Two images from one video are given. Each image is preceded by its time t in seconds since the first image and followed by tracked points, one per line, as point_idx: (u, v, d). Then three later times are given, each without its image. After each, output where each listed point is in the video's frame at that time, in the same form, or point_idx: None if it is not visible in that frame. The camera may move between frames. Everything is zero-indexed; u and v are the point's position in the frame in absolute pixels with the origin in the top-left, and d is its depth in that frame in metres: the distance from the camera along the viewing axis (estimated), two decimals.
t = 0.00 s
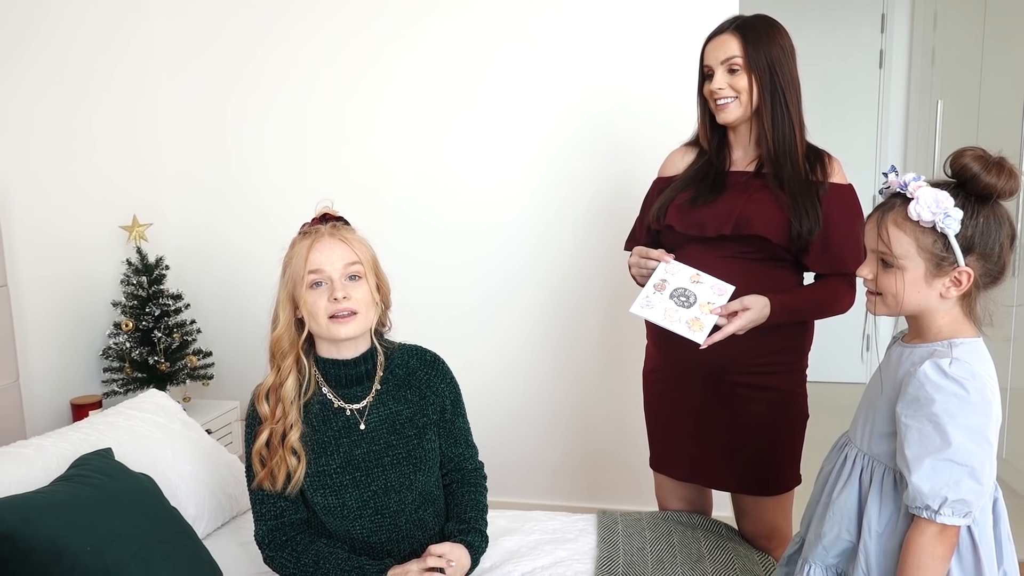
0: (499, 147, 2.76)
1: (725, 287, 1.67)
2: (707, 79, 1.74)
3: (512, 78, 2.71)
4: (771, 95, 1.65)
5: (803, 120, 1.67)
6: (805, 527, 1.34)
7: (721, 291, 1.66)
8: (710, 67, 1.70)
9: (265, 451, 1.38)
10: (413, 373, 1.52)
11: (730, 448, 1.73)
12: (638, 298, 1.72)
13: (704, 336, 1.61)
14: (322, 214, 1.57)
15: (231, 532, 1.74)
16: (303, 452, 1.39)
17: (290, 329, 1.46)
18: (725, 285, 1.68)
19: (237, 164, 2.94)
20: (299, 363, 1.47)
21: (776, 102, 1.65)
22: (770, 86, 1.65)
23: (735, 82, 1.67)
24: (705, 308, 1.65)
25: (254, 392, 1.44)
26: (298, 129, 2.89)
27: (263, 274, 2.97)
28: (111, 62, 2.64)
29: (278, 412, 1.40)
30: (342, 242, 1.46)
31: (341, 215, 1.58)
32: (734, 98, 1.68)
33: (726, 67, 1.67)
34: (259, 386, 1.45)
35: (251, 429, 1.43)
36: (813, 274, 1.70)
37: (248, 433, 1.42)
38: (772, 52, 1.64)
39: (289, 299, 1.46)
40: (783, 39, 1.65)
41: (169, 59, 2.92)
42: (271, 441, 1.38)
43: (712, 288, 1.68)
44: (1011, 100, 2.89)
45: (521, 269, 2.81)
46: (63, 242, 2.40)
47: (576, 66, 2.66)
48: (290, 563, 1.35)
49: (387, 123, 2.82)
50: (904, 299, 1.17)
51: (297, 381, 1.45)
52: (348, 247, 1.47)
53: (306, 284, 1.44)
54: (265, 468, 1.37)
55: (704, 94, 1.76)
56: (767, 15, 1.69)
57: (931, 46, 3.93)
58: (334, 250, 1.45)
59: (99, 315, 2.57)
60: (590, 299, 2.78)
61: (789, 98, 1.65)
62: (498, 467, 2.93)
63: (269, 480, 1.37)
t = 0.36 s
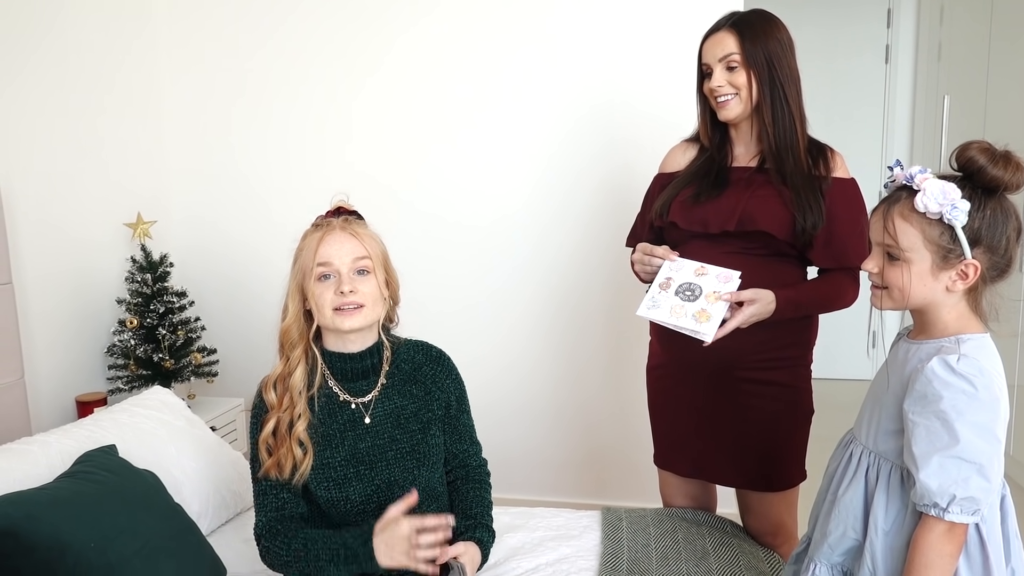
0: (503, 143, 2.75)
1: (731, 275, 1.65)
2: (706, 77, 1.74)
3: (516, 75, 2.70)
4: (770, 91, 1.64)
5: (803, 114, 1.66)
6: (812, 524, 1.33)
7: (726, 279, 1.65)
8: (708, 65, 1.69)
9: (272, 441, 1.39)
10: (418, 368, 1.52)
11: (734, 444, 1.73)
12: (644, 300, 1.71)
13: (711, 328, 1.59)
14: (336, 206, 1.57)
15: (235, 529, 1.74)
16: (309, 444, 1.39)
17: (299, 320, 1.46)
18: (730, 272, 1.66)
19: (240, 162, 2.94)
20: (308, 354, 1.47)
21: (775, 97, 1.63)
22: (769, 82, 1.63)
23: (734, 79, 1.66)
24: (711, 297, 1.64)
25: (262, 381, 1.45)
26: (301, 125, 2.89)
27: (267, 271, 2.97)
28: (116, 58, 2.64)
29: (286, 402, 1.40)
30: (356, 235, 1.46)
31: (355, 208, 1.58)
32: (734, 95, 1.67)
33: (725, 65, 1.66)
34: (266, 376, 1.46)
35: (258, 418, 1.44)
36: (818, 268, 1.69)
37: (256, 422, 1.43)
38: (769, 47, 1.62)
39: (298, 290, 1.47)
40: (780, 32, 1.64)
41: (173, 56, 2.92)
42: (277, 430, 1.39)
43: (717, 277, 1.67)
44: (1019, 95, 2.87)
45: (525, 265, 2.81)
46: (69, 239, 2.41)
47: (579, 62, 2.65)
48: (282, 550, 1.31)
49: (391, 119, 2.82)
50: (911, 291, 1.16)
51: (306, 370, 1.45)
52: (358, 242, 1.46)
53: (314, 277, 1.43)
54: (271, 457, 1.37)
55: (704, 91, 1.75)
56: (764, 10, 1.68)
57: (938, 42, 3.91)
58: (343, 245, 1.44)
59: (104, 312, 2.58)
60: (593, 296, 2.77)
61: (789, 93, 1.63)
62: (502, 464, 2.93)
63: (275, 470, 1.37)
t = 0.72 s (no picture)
0: (509, 138, 2.74)
1: (732, 274, 1.64)
2: (715, 69, 1.71)
3: (522, 70, 2.69)
4: (779, 83, 1.61)
5: (813, 107, 1.64)
6: (818, 523, 1.31)
7: (726, 279, 1.63)
8: (717, 57, 1.67)
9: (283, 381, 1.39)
10: (420, 361, 1.50)
11: (741, 442, 1.71)
12: (642, 295, 1.72)
13: (702, 325, 1.59)
14: (349, 195, 1.54)
15: (240, 525, 1.74)
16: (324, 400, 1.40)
17: (303, 312, 1.47)
18: (731, 272, 1.64)
19: (246, 157, 2.94)
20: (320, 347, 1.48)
21: (785, 89, 1.61)
22: (778, 75, 1.61)
23: (743, 72, 1.63)
24: (707, 296, 1.63)
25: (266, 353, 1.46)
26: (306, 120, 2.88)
27: (274, 267, 2.97)
28: (123, 53, 2.64)
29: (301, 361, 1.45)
30: (361, 229, 1.42)
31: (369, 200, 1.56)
32: (743, 88, 1.65)
33: (734, 57, 1.64)
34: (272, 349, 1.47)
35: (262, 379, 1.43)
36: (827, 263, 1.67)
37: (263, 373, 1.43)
38: (779, 39, 1.60)
39: (301, 283, 1.46)
40: (790, 24, 1.61)
41: (179, 51, 2.92)
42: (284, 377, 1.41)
43: (717, 276, 1.65)
44: None
45: (531, 261, 2.79)
46: (75, 235, 2.41)
47: (586, 56, 2.63)
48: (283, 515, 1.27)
49: (398, 113, 2.81)
50: (918, 285, 1.14)
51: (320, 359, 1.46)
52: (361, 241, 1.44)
53: (314, 276, 1.42)
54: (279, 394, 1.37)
55: (712, 84, 1.73)
56: (775, 2, 1.65)
57: (949, 34, 3.86)
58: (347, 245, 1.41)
59: (110, 307, 2.58)
60: (600, 291, 2.76)
61: (799, 86, 1.61)
62: (509, 461, 2.93)
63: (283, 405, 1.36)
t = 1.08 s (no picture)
0: (516, 135, 2.71)
1: (743, 279, 1.61)
2: (727, 65, 1.68)
3: (530, 67, 2.66)
4: (794, 80, 1.58)
5: (828, 105, 1.60)
6: (826, 532, 1.29)
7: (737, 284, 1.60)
8: (731, 52, 1.64)
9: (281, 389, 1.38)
10: (422, 362, 1.48)
11: (748, 446, 1.68)
12: (652, 295, 1.69)
13: (711, 331, 1.57)
14: (354, 191, 1.52)
15: (241, 523, 1.73)
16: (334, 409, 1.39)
17: (302, 310, 1.45)
18: (743, 276, 1.61)
19: (253, 153, 2.93)
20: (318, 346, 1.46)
21: (800, 86, 1.58)
22: (793, 71, 1.58)
23: (757, 67, 1.60)
24: (718, 301, 1.60)
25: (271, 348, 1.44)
26: (313, 116, 2.87)
27: (281, 264, 2.97)
28: (131, 48, 2.64)
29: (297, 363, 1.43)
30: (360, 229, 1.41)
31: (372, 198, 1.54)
32: (756, 84, 1.61)
33: (747, 52, 1.61)
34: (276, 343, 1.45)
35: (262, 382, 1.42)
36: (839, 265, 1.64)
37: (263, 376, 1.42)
38: (794, 34, 1.57)
39: (301, 280, 1.45)
40: (806, 20, 1.58)
41: (187, 47, 2.92)
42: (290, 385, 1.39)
43: (728, 280, 1.62)
44: None
45: (538, 259, 2.77)
46: (81, 230, 2.41)
47: (595, 53, 2.60)
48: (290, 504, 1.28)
49: (405, 110, 2.79)
50: (930, 288, 1.11)
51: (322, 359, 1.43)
52: (362, 238, 1.42)
53: (314, 273, 1.40)
54: (283, 400, 1.35)
55: (725, 79, 1.70)
56: None
57: (967, 32, 3.79)
58: (346, 240, 1.40)
59: (116, 302, 2.58)
60: (607, 291, 2.73)
61: (814, 83, 1.58)
62: (514, 461, 2.91)
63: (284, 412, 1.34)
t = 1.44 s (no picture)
0: (523, 135, 2.70)
1: (751, 281, 1.59)
2: (735, 64, 1.67)
3: (537, 67, 2.65)
4: (803, 79, 1.56)
5: (837, 105, 1.59)
6: (834, 537, 1.27)
7: (745, 287, 1.59)
8: (739, 51, 1.63)
9: (275, 428, 1.35)
10: (431, 366, 1.49)
11: (755, 449, 1.67)
12: (658, 298, 1.68)
13: (719, 334, 1.55)
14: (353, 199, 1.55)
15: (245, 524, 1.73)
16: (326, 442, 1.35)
17: (309, 312, 1.44)
18: (751, 279, 1.60)
19: (260, 153, 2.93)
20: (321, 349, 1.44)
21: (808, 85, 1.56)
22: (801, 70, 1.56)
23: (765, 66, 1.59)
24: (725, 304, 1.58)
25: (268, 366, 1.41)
26: (320, 116, 2.86)
27: (287, 263, 2.97)
28: (138, 46, 2.64)
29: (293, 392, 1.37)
30: (365, 221, 1.43)
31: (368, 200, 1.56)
32: (764, 82, 1.60)
33: (755, 51, 1.59)
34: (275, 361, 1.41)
35: (261, 403, 1.39)
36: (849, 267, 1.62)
37: (261, 401, 1.39)
38: (802, 33, 1.55)
39: (308, 279, 1.44)
40: (814, 18, 1.56)
41: (194, 46, 2.92)
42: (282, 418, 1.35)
43: (736, 283, 1.61)
44: None
45: (545, 261, 2.76)
46: (87, 230, 2.41)
47: (602, 52, 2.58)
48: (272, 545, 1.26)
49: (412, 109, 2.78)
50: (941, 287, 1.09)
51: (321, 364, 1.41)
52: (369, 230, 1.43)
53: (324, 266, 1.41)
54: (274, 445, 1.33)
55: (733, 79, 1.68)
56: None
57: (979, 32, 3.75)
58: (352, 232, 1.41)
59: (123, 301, 2.58)
60: (613, 292, 2.72)
61: (822, 82, 1.56)
62: (520, 461, 2.90)
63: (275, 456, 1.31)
